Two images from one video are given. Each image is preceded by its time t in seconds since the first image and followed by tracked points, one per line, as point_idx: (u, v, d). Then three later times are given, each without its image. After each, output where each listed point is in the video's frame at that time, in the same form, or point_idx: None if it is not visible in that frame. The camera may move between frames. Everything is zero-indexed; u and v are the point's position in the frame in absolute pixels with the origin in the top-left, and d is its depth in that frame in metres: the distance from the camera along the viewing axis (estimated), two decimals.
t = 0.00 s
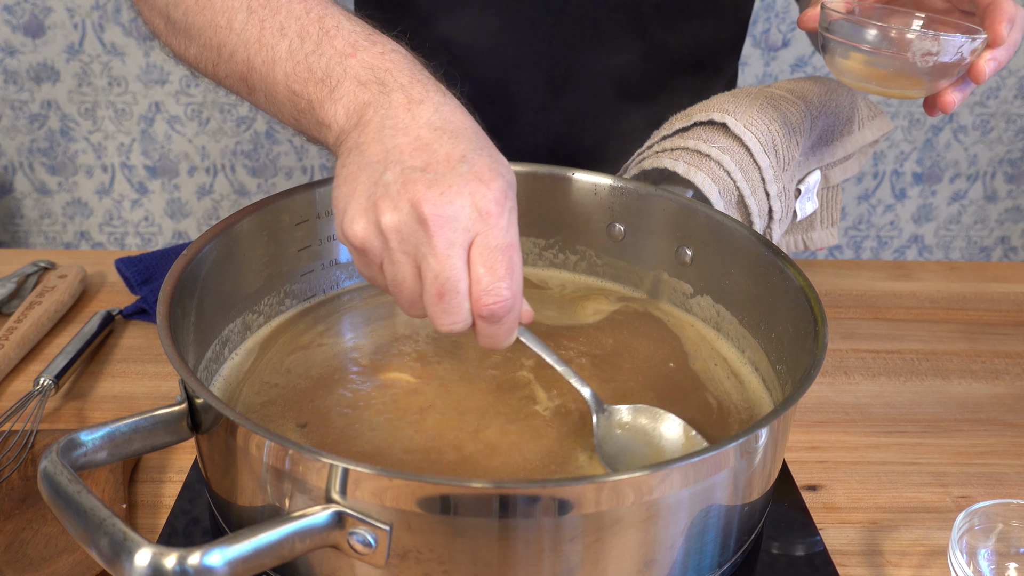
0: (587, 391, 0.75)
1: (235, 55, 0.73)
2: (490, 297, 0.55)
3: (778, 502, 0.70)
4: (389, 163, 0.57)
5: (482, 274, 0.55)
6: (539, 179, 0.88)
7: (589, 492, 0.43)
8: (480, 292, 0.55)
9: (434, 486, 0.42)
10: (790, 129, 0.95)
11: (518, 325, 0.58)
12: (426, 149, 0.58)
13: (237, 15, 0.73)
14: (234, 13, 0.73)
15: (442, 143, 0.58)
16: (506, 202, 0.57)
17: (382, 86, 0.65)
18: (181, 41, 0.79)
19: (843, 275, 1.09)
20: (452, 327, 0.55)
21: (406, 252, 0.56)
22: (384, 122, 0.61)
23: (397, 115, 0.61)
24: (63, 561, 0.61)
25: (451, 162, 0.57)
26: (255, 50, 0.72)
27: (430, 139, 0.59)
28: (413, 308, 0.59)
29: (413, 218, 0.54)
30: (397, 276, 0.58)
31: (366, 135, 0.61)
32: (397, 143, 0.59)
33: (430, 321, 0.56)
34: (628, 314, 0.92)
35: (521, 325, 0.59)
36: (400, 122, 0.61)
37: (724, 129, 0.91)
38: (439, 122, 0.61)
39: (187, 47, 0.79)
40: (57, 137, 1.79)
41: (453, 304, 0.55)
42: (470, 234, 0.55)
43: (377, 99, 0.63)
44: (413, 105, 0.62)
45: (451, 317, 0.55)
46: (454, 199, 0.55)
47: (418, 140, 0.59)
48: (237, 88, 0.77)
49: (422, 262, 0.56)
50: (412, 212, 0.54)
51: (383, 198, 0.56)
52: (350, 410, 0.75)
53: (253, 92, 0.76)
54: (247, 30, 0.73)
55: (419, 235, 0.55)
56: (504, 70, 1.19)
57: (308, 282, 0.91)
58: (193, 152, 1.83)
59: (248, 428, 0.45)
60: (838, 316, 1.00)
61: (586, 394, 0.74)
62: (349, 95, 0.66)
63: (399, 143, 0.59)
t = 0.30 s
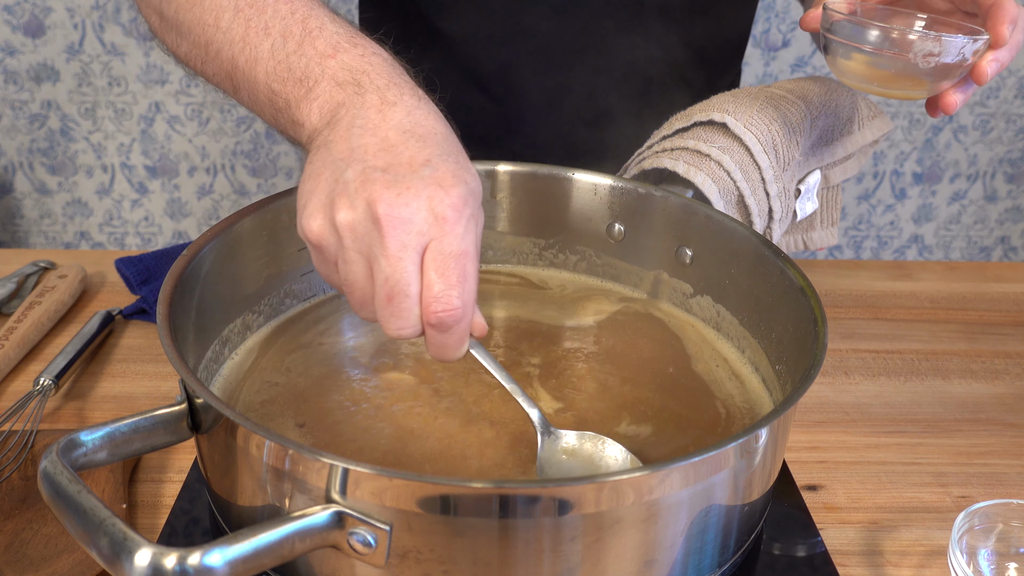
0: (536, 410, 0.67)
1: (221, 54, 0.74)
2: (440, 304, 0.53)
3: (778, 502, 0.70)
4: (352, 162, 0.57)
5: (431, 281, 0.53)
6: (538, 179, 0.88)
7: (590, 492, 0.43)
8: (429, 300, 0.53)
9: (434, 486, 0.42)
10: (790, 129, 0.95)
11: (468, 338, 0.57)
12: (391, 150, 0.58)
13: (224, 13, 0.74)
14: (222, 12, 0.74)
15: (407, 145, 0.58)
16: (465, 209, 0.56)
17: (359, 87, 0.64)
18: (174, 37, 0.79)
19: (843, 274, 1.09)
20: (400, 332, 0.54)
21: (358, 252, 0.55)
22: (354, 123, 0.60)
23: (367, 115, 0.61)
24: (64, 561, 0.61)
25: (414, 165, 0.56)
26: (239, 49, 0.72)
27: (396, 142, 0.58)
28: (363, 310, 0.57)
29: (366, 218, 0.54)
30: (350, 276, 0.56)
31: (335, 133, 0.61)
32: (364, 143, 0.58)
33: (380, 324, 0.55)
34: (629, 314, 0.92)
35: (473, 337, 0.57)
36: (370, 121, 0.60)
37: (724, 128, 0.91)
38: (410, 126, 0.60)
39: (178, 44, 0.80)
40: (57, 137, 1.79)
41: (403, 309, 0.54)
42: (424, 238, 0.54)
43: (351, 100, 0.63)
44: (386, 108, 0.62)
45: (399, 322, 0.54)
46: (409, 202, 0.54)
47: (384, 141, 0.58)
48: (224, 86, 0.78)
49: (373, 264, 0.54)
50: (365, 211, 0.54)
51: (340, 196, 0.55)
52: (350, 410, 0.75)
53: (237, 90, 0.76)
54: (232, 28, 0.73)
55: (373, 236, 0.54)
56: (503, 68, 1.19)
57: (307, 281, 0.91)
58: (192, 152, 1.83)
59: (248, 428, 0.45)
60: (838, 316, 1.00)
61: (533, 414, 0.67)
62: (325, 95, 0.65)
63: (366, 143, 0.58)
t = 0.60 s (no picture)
0: (597, 395, 0.75)
1: (223, 51, 0.74)
2: (493, 297, 0.52)
3: (778, 502, 0.70)
4: (378, 162, 0.55)
5: (480, 275, 0.51)
6: (538, 179, 0.88)
7: (589, 492, 0.43)
8: (482, 292, 0.52)
9: (434, 486, 0.42)
10: (790, 129, 0.94)
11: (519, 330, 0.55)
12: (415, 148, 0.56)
13: (228, 11, 0.74)
14: (226, 10, 0.74)
15: (433, 143, 0.56)
16: (500, 201, 0.54)
17: (373, 88, 0.64)
18: (172, 35, 0.79)
19: (843, 275, 1.09)
20: (453, 328, 0.52)
21: (394, 252, 0.52)
22: (373, 124, 0.59)
23: (386, 117, 0.60)
24: (64, 561, 0.61)
25: (443, 160, 0.55)
26: (243, 47, 0.72)
27: (421, 140, 0.57)
28: (399, 316, 0.54)
29: (403, 215, 0.51)
30: (383, 279, 0.53)
31: (354, 136, 0.59)
32: (388, 143, 0.57)
33: (428, 324, 0.52)
34: (629, 314, 0.92)
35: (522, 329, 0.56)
36: (391, 122, 0.59)
37: (724, 128, 0.91)
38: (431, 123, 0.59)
39: (177, 42, 0.80)
40: (57, 137, 1.79)
41: (454, 303, 0.52)
42: (464, 233, 0.52)
43: (367, 102, 0.62)
44: (403, 108, 0.61)
45: (453, 317, 0.52)
46: (447, 196, 0.52)
47: (408, 139, 0.57)
48: (225, 85, 0.77)
49: (413, 262, 0.52)
50: (402, 208, 0.51)
51: (371, 195, 0.52)
52: (350, 410, 0.75)
53: (240, 91, 0.75)
54: (237, 26, 0.73)
55: (410, 233, 0.51)
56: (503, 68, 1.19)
57: (307, 281, 0.91)
58: (192, 152, 1.83)
59: (249, 428, 0.45)
60: (838, 316, 1.00)
61: (593, 398, 0.75)
62: (339, 95, 0.64)
63: (391, 143, 0.57)
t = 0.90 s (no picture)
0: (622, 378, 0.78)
1: (230, 50, 0.72)
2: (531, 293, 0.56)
3: (778, 502, 0.70)
4: (406, 165, 0.57)
5: (517, 273, 0.56)
6: (539, 180, 0.88)
7: (590, 492, 0.43)
8: (519, 290, 0.56)
9: (434, 486, 0.42)
10: (790, 129, 0.94)
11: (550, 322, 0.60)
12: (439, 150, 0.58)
13: (235, 9, 0.72)
14: (233, 8, 0.72)
15: (456, 144, 0.59)
16: (527, 200, 0.58)
17: (391, 90, 0.64)
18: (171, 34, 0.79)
19: (843, 275, 1.09)
20: (495, 324, 0.56)
21: (431, 253, 0.56)
22: (395, 126, 0.61)
23: (407, 119, 0.61)
24: (64, 561, 0.61)
25: (470, 162, 0.58)
26: (252, 46, 0.71)
27: (445, 141, 0.59)
28: (434, 315, 0.58)
29: (439, 219, 0.55)
30: (418, 280, 0.57)
31: (376, 138, 0.60)
32: (413, 145, 0.59)
33: (468, 321, 0.56)
34: (630, 314, 0.92)
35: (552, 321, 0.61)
36: (412, 125, 0.61)
37: (724, 129, 0.91)
38: (451, 126, 0.61)
39: (178, 41, 0.79)
40: (57, 137, 1.79)
41: (493, 302, 0.56)
42: (496, 234, 0.56)
43: (386, 104, 0.63)
44: (422, 109, 0.62)
45: (493, 315, 0.56)
46: (480, 200, 0.55)
47: (432, 141, 0.59)
48: (229, 84, 0.76)
49: (448, 263, 0.56)
50: (438, 212, 0.54)
51: (406, 199, 0.56)
52: (350, 411, 0.75)
53: (247, 89, 0.75)
54: (246, 26, 0.72)
55: (445, 235, 0.55)
56: (502, 69, 1.19)
57: (307, 282, 0.91)
58: (193, 152, 1.83)
59: (249, 428, 0.45)
60: (838, 316, 1.00)
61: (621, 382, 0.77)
62: (356, 97, 0.65)
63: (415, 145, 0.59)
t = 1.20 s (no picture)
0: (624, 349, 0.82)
1: (225, 39, 0.72)
2: (545, 278, 0.59)
3: (778, 502, 0.70)
4: (415, 159, 0.58)
5: (531, 259, 0.59)
6: (541, 181, 0.88)
7: (589, 492, 0.43)
8: (535, 276, 0.59)
9: (433, 486, 0.42)
10: (790, 129, 0.94)
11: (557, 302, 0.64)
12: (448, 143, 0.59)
13: None
14: None
15: (463, 136, 0.60)
16: (533, 188, 0.60)
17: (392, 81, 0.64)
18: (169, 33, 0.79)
19: (843, 275, 1.09)
20: (513, 308, 0.58)
21: (447, 243, 0.57)
22: (401, 118, 0.61)
23: (412, 110, 0.61)
24: (63, 562, 0.61)
25: (478, 153, 0.59)
26: (249, 35, 0.70)
27: (451, 133, 0.60)
28: (451, 304, 0.59)
29: (454, 210, 0.56)
30: (433, 270, 0.58)
31: (382, 130, 0.60)
32: (421, 138, 0.59)
33: (487, 307, 0.58)
34: (630, 313, 0.92)
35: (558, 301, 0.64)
36: (417, 116, 0.61)
37: (724, 129, 0.91)
38: (456, 118, 0.62)
39: (169, 27, 0.77)
40: (57, 137, 1.79)
41: (511, 287, 0.58)
42: (510, 223, 0.58)
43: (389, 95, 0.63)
44: (425, 102, 0.62)
45: (511, 300, 0.58)
46: (492, 190, 0.57)
47: (439, 133, 0.60)
48: (222, 73, 0.75)
49: (463, 251, 0.57)
50: (453, 204, 0.56)
51: (421, 192, 0.56)
52: (351, 411, 0.74)
53: (242, 78, 0.74)
54: (242, 14, 0.71)
55: (460, 226, 0.56)
56: (501, 68, 1.19)
57: (307, 282, 0.91)
58: (193, 152, 1.83)
59: (249, 428, 0.45)
60: (838, 316, 1.00)
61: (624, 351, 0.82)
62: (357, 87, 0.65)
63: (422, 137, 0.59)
